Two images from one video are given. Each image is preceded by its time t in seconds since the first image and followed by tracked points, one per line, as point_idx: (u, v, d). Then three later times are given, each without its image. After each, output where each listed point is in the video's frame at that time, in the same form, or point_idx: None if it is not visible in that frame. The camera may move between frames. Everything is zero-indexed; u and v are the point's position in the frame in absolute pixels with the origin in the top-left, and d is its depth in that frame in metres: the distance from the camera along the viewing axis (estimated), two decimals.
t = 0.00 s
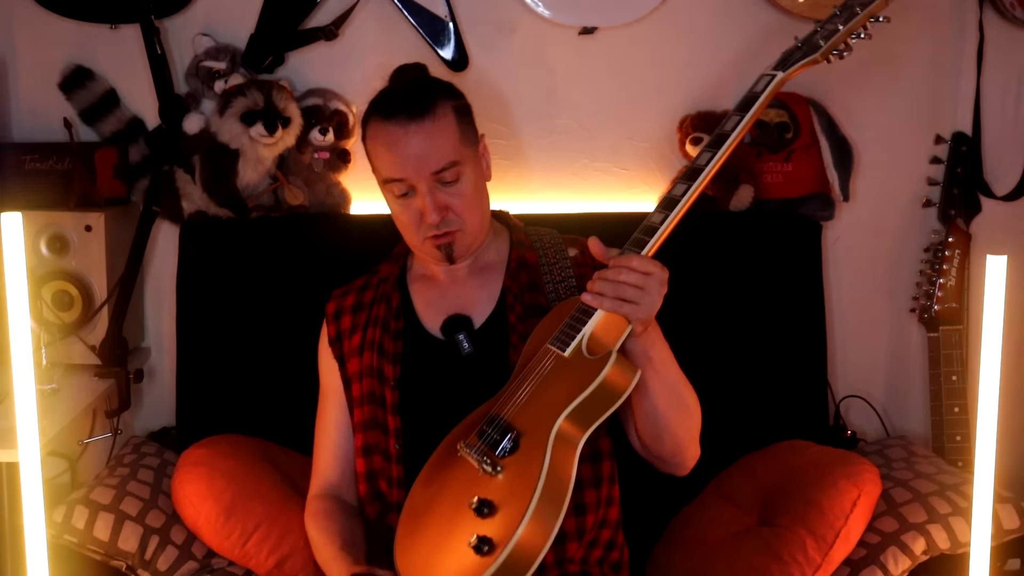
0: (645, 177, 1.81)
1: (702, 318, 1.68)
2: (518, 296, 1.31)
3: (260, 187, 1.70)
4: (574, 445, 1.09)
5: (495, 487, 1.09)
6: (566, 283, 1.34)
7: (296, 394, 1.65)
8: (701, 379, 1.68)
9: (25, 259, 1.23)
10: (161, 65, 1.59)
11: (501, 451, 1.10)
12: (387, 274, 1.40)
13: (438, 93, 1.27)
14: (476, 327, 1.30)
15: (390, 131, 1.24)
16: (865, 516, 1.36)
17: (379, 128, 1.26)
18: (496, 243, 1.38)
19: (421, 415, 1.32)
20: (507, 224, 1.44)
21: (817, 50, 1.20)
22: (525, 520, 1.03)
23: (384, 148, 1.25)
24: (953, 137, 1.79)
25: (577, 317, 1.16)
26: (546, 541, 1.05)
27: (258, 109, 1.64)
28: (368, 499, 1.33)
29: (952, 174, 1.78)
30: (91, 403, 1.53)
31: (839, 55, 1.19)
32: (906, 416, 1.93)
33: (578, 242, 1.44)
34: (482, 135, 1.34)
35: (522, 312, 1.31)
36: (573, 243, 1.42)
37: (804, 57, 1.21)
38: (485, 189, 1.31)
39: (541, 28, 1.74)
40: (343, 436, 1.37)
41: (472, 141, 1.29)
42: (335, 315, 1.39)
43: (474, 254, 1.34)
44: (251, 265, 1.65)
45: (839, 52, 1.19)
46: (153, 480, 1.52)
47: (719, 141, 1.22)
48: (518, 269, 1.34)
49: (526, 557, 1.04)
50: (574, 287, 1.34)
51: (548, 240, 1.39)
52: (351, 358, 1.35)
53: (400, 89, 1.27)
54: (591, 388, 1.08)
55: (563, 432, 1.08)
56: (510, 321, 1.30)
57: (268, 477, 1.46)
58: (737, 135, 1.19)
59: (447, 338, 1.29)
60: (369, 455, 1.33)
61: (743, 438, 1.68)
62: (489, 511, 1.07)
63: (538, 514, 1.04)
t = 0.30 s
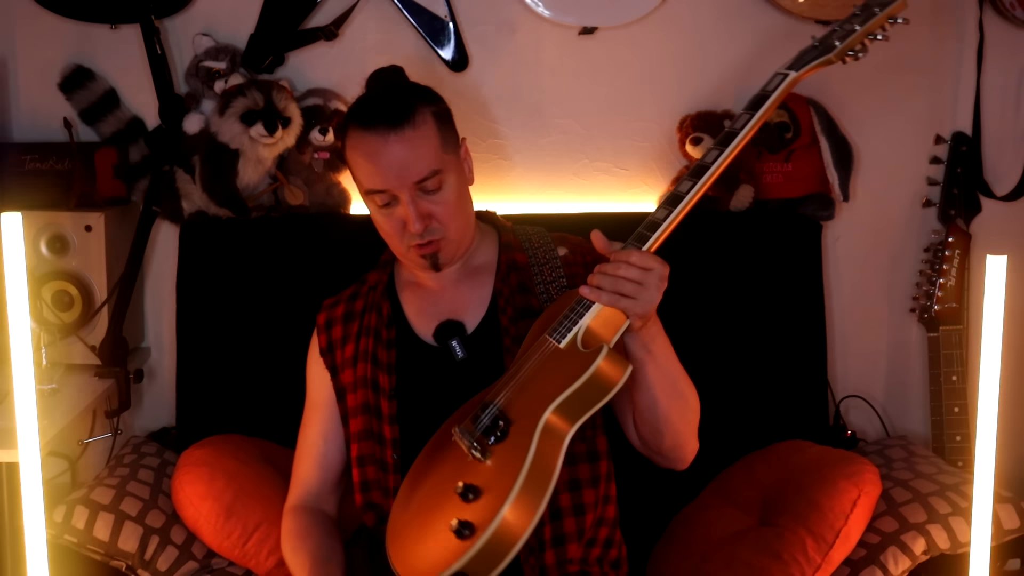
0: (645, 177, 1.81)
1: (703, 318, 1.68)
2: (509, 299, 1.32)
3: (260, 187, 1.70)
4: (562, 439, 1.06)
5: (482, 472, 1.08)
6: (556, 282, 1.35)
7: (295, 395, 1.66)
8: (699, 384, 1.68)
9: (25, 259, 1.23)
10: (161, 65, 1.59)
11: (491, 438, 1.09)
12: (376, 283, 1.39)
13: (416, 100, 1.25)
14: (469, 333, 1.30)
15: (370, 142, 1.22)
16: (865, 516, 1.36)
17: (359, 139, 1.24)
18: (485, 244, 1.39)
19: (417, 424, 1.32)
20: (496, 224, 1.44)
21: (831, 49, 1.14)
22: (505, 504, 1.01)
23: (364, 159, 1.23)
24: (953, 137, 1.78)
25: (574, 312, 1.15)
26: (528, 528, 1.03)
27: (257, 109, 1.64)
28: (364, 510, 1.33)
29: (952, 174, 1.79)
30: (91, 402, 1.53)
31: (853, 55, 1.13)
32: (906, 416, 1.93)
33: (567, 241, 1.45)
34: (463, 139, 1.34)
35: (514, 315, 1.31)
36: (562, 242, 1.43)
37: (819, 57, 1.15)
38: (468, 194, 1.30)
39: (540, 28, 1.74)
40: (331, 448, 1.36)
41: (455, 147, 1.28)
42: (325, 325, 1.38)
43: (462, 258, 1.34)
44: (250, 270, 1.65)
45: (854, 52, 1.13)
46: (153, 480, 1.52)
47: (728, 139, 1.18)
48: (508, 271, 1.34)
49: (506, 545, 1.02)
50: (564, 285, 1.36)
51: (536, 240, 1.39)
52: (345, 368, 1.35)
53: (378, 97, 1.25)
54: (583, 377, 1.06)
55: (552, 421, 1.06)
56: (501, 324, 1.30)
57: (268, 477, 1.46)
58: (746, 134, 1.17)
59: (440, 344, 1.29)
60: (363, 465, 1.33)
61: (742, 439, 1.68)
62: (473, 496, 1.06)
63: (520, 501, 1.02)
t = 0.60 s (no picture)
0: (644, 178, 1.81)
1: (704, 318, 1.68)
2: (510, 302, 1.29)
3: (260, 187, 1.70)
4: (543, 443, 1.09)
5: (464, 467, 1.10)
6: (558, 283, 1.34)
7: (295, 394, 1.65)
8: (698, 383, 1.68)
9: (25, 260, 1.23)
10: (161, 65, 1.60)
11: (476, 434, 1.11)
12: (378, 281, 1.39)
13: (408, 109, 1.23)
14: (469, 335, 1.29)
15: (357, 148, 1.21)
16: (865, 516, 1.36)
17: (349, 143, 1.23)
18: (486, 246, 1.37)
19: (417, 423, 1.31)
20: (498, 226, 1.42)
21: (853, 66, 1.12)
22: (483, 501, 1.04)
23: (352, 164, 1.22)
24: (953, 137, 1.78)
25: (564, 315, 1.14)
26: (502, 526, 1.06)
27: (257, 109, 1.64)
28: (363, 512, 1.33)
29: (952, 174, 1.78)
30: (90, 403, 1.53)
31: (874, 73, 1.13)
32: (906, 416, 1.93)
33: (570, 244, 1.43)
34: (465, 149, 1.29)
35: (514, 318, 1.29)
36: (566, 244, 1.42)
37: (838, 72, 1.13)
38: (461, 205, 1.26)
39: (540, 28, 1.74)
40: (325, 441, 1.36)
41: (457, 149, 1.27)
42: (326, 318, 1.38)
43: (460, 261, 1.33)
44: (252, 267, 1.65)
45: (877, 70, 1.12)
46: (153, 480, 1.52)
47: (737, 147, 1.14)
48: (508, 273, 1.31)
49: (479, 541, 1.05)
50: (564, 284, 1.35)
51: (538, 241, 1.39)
52: (343, 363, 1.35)
53: (370, 105, 1.23)
54: (570, 382, 1.07)
55: (535, 423, 1.08)
56: (502, 327, 1.29)
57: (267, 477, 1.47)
58: (757, 146, 1.13)
59: (440, 346, 1.27)
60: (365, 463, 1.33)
61: (742, 439, 1.68)
62: (454, 491, 1.08)
63: (497, 500, 1.05)
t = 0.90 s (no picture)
0: (645, 178, 1.81)
1: (705, 318, 1.67)
2: (526, 313, 1.28)
3: (260, 187, 1.70)
4: (535, 461, 1.08)
5: (456, 486, 1.11)
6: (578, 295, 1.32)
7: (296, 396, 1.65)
8: (699, 377, 1.67)
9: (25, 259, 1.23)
10: (161, 65, 1.60)
11: (469, 453, 1.11)
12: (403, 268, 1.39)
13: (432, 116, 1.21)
14: (482, 337, 1.27)
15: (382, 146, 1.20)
16: (865, 516, 1.36)
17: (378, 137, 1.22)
18: (510, 250, 1.35)
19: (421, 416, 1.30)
20: (527, 229, 1.41)
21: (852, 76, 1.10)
22: (471, 519, 1.04)
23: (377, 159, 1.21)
24: (953, 137, 1.79)
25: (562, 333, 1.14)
26: (492, 542, 1.06)
27: (258, 109, 1.64)
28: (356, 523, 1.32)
29: (952, 174, 1.79)
30: (90, 403, 1.53)
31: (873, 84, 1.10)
32: (906, 417, 1.94)
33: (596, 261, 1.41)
34: (494, 159, 1.25)
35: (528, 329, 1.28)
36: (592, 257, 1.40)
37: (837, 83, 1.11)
38: (480, 215, 1.24)
39: (540, 28, 1.74)
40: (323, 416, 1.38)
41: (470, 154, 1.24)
42: (349, 292, 1.39)
43: (482, 263, 1.31)
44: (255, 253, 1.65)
45: (877, 80, 1.09)
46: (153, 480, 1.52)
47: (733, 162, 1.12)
48: (528, 283, 1.31)
49: (468, 558, 1.05)
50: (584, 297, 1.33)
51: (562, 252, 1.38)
52: (358, 341, 1.35)
53: (400, 107, 1.22)
54: (560, 402, 1.07)
55: (526, 442, 1.08)
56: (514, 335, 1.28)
57: (267, 477, 1.46)
58: (756, 158, 1.10)
59: (450, 344, 1.27)
60: (361, 442, 1.33)
61: (743, 439, 1.68)
62: (445, 510, 1.09)
63: (485, 516, 1.05)
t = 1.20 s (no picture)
0: (645, 179, 1.81)
1: (706, 318, 1.67)
2: (555, 327, 1.26)
3: (260, 187, 1.70)
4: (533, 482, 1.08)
5: (458, 510, 1.12)
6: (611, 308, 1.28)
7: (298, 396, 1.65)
8: (706, 375, 1.67)
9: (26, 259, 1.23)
10: (161, 65, 1.60)
11: (472, 476, 1.12)
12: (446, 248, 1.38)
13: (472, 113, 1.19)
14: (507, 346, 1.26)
15: (426, 145, 1.19)
16: (865, 516, 1.36)
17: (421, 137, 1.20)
18: (549, 260, 1.30)
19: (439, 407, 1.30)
20: (569, 239, 1.35)
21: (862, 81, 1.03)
22: (462, 543, 1.06)
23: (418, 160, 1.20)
24: (953, 136, 1.79)
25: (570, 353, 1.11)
26: (485, 563, 1.07)
27: (258, 109, 1.64)
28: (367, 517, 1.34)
29: (952, 174, 1.79)
30: (90, 403, 1.53)
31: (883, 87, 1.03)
32: (906, 417, 1.94)
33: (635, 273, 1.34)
34: (537, 154, 1.22)
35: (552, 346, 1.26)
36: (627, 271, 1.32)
37: (847, 86, 1.04)
38: (526, 211, 1.22)
39: (540, 29, 1.74)
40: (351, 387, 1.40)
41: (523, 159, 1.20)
42: (393, 260, 1.39)
43: (522, 269, 1.27)
44: (267, 248, 1.65)
45: (887, 84, 1.03)
46: (153, 480, 1.52)
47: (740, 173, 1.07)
48: (560, 298, 1.27)
49: None
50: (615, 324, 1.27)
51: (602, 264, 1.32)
52: (394, 313, 1.36)
53: (440, 104, 1.20)
54: (555, 423, 1.07)
55: (525, 464, 1.08)
56: (539, 350, 1.26)
57: (268, 477, 1.46)
58: (761, 170, 1.05)
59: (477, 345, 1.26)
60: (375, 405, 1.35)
61: (743, 439, 1.68)
62: (444, 534, 1.10)
63: (478, 539, 1.06)
